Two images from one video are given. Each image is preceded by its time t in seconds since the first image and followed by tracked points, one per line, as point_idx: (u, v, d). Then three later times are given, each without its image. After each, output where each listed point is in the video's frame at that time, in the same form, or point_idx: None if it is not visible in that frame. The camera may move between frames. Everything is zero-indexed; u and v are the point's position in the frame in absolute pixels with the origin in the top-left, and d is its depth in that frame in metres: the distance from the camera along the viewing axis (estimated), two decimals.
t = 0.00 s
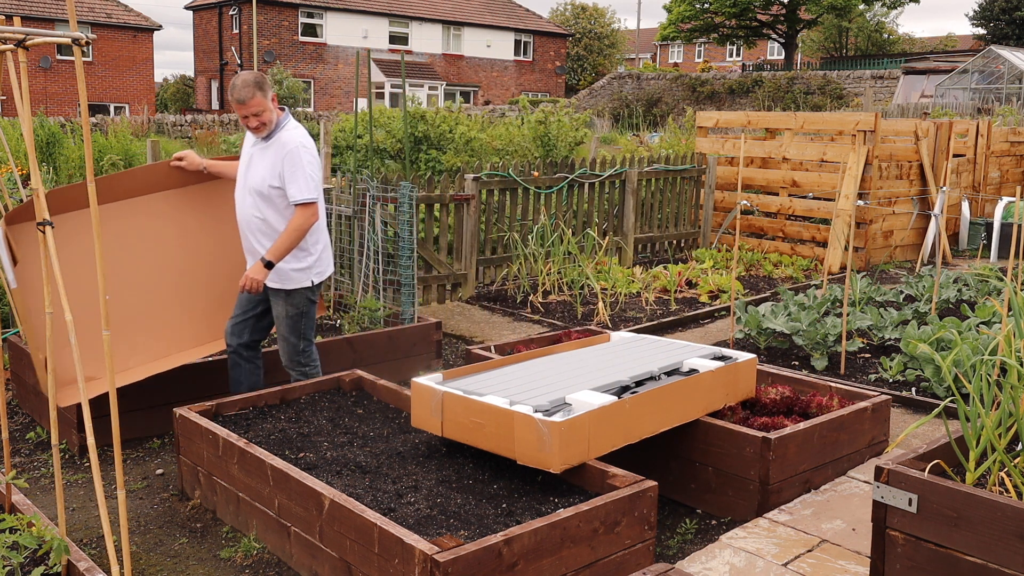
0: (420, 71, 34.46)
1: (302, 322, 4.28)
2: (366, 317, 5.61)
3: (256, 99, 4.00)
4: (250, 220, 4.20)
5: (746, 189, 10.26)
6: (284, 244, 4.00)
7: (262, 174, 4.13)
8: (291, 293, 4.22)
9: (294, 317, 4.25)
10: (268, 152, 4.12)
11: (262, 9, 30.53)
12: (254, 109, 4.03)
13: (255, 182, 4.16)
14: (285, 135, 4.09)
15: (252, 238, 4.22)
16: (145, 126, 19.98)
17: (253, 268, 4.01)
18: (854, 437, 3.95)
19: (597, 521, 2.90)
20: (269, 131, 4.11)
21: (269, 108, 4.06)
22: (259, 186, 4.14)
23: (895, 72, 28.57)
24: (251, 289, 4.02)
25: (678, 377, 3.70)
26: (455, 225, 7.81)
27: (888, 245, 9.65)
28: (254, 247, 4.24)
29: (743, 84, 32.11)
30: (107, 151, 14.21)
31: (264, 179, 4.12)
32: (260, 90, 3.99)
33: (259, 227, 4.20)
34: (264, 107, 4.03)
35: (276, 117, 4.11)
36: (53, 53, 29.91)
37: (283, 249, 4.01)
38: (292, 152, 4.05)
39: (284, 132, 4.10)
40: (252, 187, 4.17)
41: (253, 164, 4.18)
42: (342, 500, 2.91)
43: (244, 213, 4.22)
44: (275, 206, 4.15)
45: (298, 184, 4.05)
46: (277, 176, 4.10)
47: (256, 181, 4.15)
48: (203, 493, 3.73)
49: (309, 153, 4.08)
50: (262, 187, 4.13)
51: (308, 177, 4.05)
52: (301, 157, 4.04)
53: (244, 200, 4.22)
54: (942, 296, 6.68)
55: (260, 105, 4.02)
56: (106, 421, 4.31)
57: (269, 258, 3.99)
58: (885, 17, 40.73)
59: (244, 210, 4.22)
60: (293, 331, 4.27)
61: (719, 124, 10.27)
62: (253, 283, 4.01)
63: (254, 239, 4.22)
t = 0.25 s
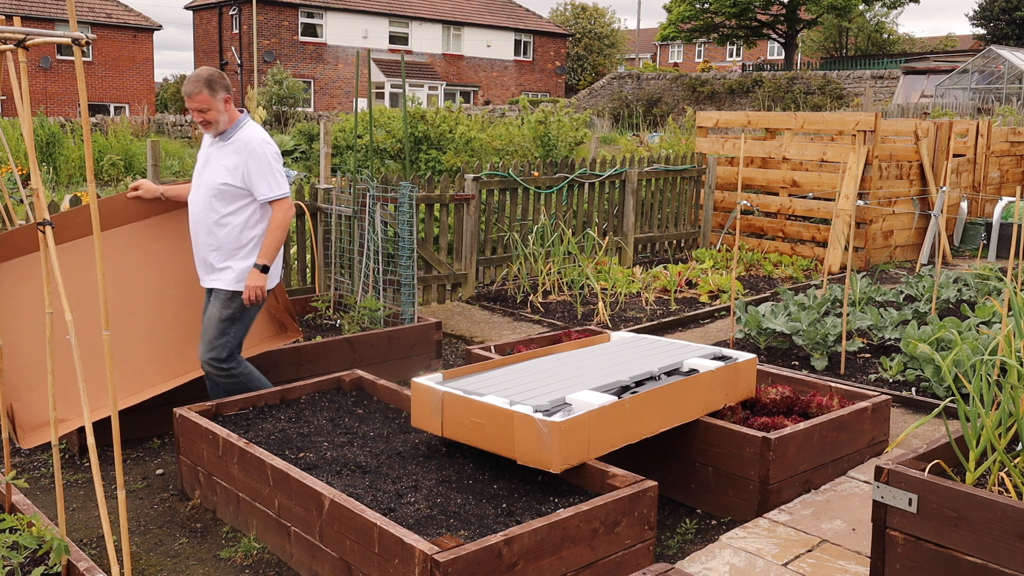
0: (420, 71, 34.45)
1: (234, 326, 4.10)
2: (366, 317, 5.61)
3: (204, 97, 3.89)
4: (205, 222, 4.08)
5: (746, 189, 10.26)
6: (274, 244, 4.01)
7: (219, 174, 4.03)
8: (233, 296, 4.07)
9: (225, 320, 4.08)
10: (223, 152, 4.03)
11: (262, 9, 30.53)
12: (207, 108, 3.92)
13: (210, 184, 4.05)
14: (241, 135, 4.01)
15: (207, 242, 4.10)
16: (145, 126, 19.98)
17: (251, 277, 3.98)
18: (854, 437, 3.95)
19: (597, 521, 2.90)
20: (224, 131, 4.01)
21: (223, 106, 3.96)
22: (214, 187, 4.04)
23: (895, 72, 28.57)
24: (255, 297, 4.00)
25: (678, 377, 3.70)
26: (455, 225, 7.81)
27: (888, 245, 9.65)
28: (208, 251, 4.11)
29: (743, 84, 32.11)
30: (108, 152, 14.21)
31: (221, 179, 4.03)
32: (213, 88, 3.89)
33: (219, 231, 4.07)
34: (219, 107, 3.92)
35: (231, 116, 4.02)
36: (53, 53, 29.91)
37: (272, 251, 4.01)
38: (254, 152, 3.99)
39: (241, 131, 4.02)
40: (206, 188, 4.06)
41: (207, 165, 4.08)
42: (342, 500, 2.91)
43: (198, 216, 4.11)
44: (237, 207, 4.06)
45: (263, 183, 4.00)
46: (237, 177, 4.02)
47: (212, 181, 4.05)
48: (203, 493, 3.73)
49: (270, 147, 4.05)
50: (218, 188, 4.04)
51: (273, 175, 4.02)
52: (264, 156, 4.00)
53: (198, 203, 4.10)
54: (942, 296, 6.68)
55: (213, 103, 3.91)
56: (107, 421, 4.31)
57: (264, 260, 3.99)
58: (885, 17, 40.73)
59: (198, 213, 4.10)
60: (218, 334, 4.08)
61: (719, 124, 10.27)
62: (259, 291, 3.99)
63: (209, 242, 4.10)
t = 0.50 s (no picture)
0: (420, 71, 34.46)
1: (183, 322, 3.85)
2: (366, 317, 5.62)
3: (156, 91, 3.73)
4: (169, 221, 3.90)
5: (746, 189, 10.26)
6: (257, 235, 3.89)
7: (178, 170, 3.84)
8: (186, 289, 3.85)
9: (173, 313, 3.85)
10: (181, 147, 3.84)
11: (262, 9, 30.53)
12: (160, 103, 3.74)
13: (170, 182, 3.87)
14: (198, 128, 3.82)
15: (172, 243, 3.91)
16: (145, 126, 19.99)
17: (250, 276, 3.99)
18: (855, 437, 3.95)
19: (597, 521, 2.90)
20: (179, 125, 3.82)
21: (176, 101, 3.77)
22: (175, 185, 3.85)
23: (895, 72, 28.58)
24: (263, 291, 4.02)
25: (678, 377, 3.70)
26: (454, 225, 7.81)
27: (888, 245, 9.65)
28: (173, 252, 3.91)
29: (743, 84, 32.13)
30: (108, 151, 14.21)
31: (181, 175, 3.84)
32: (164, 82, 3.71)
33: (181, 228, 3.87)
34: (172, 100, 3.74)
35: (187, 110, 3.83)
36: (53, 53, 29.91)
37: (260, 243, 3.91)
38: (212, 143, 3.80)
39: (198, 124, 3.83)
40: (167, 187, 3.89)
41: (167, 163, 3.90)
42: (342, 500, 2.91)
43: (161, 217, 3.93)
44: (199, 203, 3.86)
45: (226, 175, 3.82)
46: (197, 170, 3.82)
47: (172, 179, 3.86)
48: (203, 493, 3.73)
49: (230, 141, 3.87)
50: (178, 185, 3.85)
51: (236, 166, 3.83)
52: (223, 146, 3.81)
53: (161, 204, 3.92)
54: (942, 297, 6.68)
55: (165, 98, 3.74)
56: (107, 422, 4.31)
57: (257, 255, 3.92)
58: (885, 17, 40.74)
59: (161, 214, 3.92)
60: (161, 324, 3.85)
61: (719, 124, 10.27)
62: (260, 282, 4.00)
63: (174, 243, 3.91)
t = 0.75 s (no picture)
0: (420, 71, 34.46)
1: (150, 340, 3.70)
2: (366, 317, 5.62)
3: (105, 96, 3.53)
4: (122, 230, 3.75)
5: (746, 189, 10.26)
6: (199, 253, 3.64)
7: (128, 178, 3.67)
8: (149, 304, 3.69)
9: (140, 331, 3.71)
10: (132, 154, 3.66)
11: (262, 9, 30.52)
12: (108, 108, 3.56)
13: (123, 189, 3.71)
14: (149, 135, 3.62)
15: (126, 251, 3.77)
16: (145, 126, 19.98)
17: (188, 292, 3.69)
18: (854, 437, 3.95)
19: (597, 521, 2.90)
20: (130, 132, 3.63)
21: (128, 107, 3.59)
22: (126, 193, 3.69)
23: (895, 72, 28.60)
24: (196, 312, 3.70)
25: (678, 377, 3.70)
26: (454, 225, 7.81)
27: (888, 245, 9.65)
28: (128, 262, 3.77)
29: (743, 84, 32.13)
30: (107, 151, 14.21)
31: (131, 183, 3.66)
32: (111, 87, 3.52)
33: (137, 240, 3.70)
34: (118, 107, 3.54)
35: (140, 116, 3.63)
36: (53, 53, 29.90)
37: (202, 261, 3.66)
38: (158, 153, 3.57)
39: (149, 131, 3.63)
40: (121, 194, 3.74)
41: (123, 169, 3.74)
42: (342, 500, 2.91)
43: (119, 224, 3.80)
44: (152, 215, 3.67)
45: (172, 188, 3.59)
46: (145, 181, 3.62)
47: (125, 186, 3.70)
48: (203, 493, 3.73)
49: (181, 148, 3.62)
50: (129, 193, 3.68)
51: (183, 179, 3.59)
52: (169, 157, 3.57)
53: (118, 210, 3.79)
54: (942, 296, 6.68)
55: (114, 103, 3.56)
56: (107, 421, 4.31)
57: (196, 273, 3.65)
58: (884, 17, 40.76)
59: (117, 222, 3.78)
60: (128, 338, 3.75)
61: (719, 124, 10.27)
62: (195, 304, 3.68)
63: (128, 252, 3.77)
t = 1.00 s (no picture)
0: (420, 71, 34.46)
1: (126, 342, 3.69)
2: (366, 317, 5.62)
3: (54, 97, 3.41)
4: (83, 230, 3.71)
5: (746, 189, 10.26)
6: (138, 262, 3.47)
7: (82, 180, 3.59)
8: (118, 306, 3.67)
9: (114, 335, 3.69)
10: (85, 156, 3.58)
11: (262, 9, 30.52)
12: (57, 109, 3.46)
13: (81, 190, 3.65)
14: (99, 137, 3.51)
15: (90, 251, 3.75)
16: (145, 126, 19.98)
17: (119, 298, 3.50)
18: (855, 437, 3.95)
19: (597, 521, 2.90)
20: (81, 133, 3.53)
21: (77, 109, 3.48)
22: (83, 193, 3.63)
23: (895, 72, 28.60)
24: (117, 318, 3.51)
25: (678, 377, 3.70)
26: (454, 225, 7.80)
27: (888, 245, 9.65)
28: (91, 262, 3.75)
29: (743, 84, 32.13)
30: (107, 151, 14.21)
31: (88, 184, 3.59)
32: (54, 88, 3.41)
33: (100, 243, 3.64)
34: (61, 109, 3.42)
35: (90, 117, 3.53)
36: (53, 53, 29.89)
37: (141, 269, 3.48)
38: (102, 158, 3.45)
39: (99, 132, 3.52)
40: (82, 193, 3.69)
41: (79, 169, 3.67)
42: (342, 500, 2.91)
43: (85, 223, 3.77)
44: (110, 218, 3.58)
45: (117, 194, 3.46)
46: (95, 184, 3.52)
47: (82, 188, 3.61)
48: (203, 493, 3.73)
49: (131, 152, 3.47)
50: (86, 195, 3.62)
51: (131, 185, 3.44)
52: (112, 162, 3.43)
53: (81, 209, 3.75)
54: (942, 296, 6.68)
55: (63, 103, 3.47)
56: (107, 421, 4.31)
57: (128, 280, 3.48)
58: (884, 17, 40.76)
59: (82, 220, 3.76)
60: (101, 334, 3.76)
61: (719, 124, 10.26)
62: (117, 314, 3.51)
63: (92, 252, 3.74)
